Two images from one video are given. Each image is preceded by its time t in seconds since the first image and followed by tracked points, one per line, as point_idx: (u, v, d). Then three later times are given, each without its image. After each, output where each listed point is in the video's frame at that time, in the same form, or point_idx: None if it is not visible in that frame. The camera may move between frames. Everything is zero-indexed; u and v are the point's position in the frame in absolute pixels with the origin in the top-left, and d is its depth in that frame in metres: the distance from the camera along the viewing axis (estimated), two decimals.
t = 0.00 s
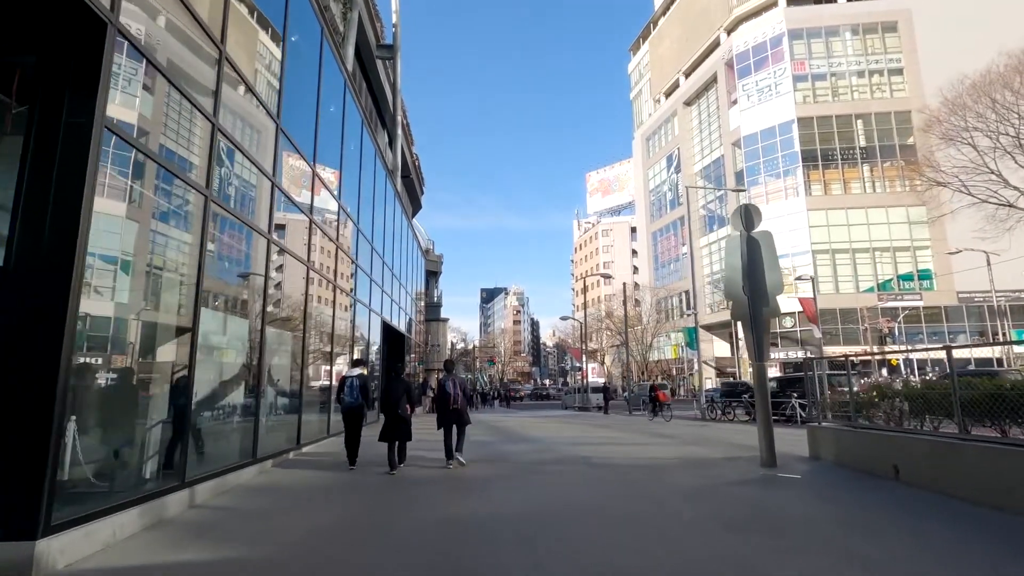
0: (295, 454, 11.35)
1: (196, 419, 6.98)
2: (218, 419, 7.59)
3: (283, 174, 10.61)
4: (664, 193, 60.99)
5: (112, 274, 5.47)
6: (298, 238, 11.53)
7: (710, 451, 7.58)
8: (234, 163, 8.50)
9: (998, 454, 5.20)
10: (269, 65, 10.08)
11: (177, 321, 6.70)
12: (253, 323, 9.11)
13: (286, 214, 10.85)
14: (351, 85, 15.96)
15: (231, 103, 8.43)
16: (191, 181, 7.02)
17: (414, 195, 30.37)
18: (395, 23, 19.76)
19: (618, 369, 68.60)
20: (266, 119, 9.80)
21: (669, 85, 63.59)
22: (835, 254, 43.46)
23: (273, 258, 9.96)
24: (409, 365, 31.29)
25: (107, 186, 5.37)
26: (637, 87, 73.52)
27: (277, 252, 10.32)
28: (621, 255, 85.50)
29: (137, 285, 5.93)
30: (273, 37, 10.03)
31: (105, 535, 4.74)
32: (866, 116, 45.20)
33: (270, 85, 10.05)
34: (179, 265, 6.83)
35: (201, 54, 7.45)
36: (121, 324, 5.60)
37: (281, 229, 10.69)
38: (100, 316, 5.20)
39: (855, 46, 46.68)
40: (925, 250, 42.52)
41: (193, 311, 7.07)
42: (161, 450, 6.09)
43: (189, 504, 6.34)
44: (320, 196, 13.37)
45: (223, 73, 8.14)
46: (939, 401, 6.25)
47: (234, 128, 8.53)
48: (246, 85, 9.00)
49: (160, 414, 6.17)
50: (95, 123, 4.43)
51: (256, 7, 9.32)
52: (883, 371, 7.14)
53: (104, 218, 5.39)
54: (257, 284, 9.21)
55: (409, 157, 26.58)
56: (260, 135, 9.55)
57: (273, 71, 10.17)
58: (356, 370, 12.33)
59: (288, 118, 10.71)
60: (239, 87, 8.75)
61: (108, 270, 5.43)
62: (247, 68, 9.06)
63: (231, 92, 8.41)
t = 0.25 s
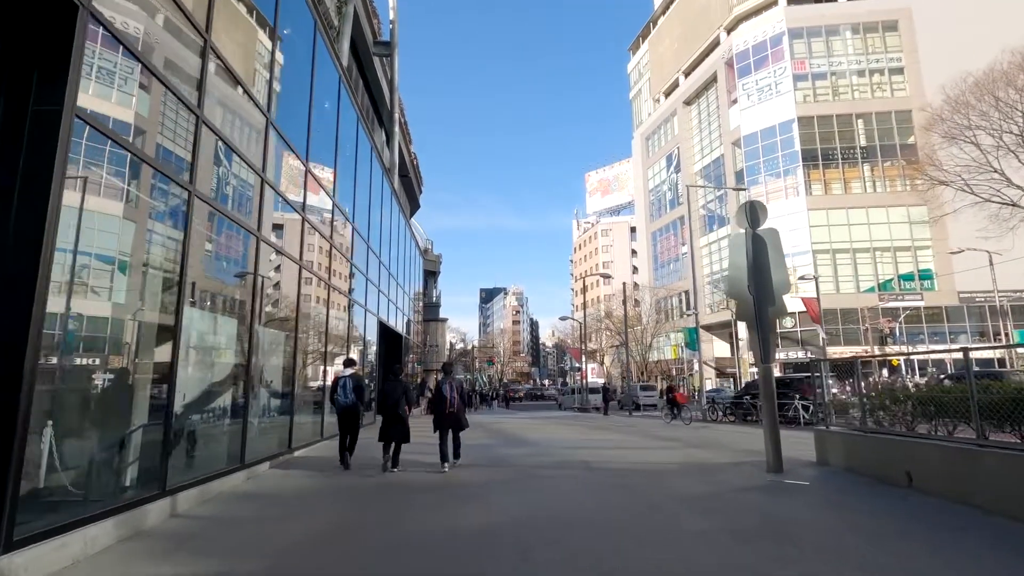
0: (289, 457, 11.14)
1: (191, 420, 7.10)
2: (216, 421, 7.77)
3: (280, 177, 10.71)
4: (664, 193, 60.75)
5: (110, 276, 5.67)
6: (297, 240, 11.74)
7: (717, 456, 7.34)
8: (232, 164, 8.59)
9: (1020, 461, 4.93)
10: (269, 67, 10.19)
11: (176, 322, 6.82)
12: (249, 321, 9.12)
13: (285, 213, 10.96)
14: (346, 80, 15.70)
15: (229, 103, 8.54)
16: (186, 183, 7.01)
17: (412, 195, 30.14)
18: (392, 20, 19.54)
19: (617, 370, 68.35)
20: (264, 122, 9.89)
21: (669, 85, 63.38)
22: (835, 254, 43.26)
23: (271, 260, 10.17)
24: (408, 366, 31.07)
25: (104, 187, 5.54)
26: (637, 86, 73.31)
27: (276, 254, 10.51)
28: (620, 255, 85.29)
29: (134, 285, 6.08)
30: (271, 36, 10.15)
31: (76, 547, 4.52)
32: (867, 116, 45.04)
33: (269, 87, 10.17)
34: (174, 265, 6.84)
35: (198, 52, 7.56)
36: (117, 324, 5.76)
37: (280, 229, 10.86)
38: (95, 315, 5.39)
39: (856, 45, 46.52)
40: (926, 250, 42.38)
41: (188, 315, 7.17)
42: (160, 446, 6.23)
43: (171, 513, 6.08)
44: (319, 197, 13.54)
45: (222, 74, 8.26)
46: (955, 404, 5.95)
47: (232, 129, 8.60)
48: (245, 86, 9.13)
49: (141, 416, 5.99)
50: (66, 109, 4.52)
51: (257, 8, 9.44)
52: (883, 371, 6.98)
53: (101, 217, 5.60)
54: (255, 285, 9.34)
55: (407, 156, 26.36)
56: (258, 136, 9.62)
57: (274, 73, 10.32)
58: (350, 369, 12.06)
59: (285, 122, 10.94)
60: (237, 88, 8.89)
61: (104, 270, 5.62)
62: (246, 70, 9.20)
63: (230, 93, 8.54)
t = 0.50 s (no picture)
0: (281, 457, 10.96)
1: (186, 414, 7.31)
2: (211, 420, 7.97)
3: (276, 179, 10.97)
4: (664, 192, 60.52)
5: (108, 276, 5.84)
6: (292, 240, 11.85)
7: (720, 457, 7.08)
8: (230, 163, 8.77)
9: None
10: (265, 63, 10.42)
11: (172, 322, 7.02)
12: (245, 321, 9.34)
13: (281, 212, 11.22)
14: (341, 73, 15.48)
15: (227, 101, 8.71)
16: (182, 184, 7.10)
17: (410, 194, 30.01)
18: (389, 14, 19.31)
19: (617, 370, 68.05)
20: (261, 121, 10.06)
21: (668, 83, 63.14)
22: (836, 253, 43.03)
23: (268, 260, 10.46)
24: (406, 366, 30.85)
25: (103, 188, 5.76)
26: (636, 85, 73.08)
27: (273, 254, 10.82)
28: (620, 254, 85.07)
29: (134, 287, 6.22)
30: (270, 35, 10.54)
31: (43, 553, 4.31)
32: (867, 114, 44.84)
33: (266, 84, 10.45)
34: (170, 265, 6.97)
35: (187, 41, 7.43)
36: (114, 322, 5.87)
37: (277, 229, 11.13)
38: (90, 315, 5.57)
39: (856, 43, 46.34)
40: (926, 249, 42.22)
41: (181, 315, 7.34)
42: (163, 443, 6.62)
43: (150, 517, 5.84)
44: (317, 196, 13.78)
45: (219, 73, 8.41)
46: (973, 401, 5.65)
47: (229, 128, 8.75)
48: (242, 85, 9.33)
49: (118, 415, 5.77)
50: (28, 85, 4.59)
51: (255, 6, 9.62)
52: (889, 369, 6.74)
53: (98, 216, 5.78)
54: (252, 284, 9.59)
55: (405, 153, 26.14)
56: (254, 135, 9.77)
57: (271, 71, 10.66)
58: (344, 366, 11.83)
59: (282, 123, 11.22)
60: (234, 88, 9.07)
61: (101, 269, 5.78)
62: (243, 69, 9.36)
63: (228, 91, 8.71)
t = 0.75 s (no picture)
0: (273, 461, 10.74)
1: (186, 412, 7.48)
2: (208, 421, 8.02)
3: (274, 180, 11.14)
4: (664, 192, 60.28)
5: (106, 277, 5.88)
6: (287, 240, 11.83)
7: (726, 463, 6.78)
8: (227, 163, 8.91)
9: None
10: (263, 62, 10.58)
11: (169, 322, 7.15)
12: (243, 322, 9.51)
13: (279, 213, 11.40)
14: (335, 68, 15.19)
15: (225, 101, 8.86)
16: (178, 186, 7.22)
17: (409, 194, 29.80)
18: (387, 11, 19.05)
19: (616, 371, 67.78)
20: (258, 123, 10.24)
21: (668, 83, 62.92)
22: (836, 253, 42.83)
23: (265, 261, 10.63)
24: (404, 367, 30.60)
25: (99, 186, 5.81)
26: (636, 85, 72.85)
27: (271, 255, 10.99)
28: (620, 254, 84.80)
29: (134, 288, 6.27)
30: (268, 34, 10.67)
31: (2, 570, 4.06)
32: (868, 114, 44.62)
33: (264, 83, 10.63)
34: (167, 265, 7.10)
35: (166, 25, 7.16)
36: (111, 323, 5.91)
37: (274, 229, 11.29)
38: (86, 316, 5.61)
39: (857, 43, 46.16)
40: (928, 250, 42.00)
41: (179, 316, 7.45)
42: (162, 445, 6.85)
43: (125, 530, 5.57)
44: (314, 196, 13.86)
45: (218, 74, 8.55)
46: (992, 406, 5.37)
47: (227, 129, 8.89)
48: (240, 86, 9.48)
49: (93, 421, 5.51)
50: None
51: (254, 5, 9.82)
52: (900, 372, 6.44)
53: (94, 215, 5.82)
54: (248, 284, 9.76)
55: (403, 152, 25.93)
56: (252, 136, 9.92)
57: (270, 71, 10.83)
58: (343, 372, 11.58)
59: (279, 125, 11.38)
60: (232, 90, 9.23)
61: (98, 268, 5.81)
62: (240, 70, 9.49)
63: (226, 92, 8.85)
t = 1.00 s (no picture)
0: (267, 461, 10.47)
1: (182, 409, 7.43)
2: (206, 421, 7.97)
3: (274, 179, 11.14)
4: (664, 191, 60.04)
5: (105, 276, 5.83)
6: (286, 240, 11.78)
7: (734, 465, 6.53)
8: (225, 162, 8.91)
9: None
10: (261, 60, 10.58)
11: (168, 322, 7.16)
12: (243, 320, 9.55)
13: (280, 211, 11.42)
14: (332, 60, 14.87)
15: (223, 99, 8.84)
16: (177, 186, 7.22)
17: (407, 192, 29.57)
18: (385, 5, 18.80)
19: (616, 371, 67.57)
20: (257, 123, 10.28)
21: (668, 82, 62.71)
22: (838, 253, 42.64)
23: (265, 259, 10.61)
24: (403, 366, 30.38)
25: (96, 185, 5.75)
26: (636, 84, 72.59)
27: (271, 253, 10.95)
28: (620, 254, 84.55)
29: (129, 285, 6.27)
30: (265, 32, 10.68)
31: None
32: (870, 113, 44.43)
33: (263, 81, 10.63)
34: (165, 264, 7.12)
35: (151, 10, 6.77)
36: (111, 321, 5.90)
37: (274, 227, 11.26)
38: (84, 316, 5.54)
39: (858, 41, 45.99)
40: (929, 249, 41.80)
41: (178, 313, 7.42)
42: (158, 445, 6.82)
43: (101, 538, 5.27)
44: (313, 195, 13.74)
45: (216, 73, 8.54)
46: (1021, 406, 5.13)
47: (225, 127, 8.89)
48: (238, 84, 9.48)
49: (72, 420, 5.20)
50: None
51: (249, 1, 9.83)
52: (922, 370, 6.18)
53: (92, 215, 5.74)
54: (247, 282, 9.78)
55: (402, 151, 25.70)
56: (250, 135, 9.93)
57: (269, 69, 10.82)
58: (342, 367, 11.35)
59: (279, 125, 11.34)
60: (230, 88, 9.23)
61: (95, 268, 5.74)
62: (239, 68, 9.48)
63: (224, 90, 8.84)
